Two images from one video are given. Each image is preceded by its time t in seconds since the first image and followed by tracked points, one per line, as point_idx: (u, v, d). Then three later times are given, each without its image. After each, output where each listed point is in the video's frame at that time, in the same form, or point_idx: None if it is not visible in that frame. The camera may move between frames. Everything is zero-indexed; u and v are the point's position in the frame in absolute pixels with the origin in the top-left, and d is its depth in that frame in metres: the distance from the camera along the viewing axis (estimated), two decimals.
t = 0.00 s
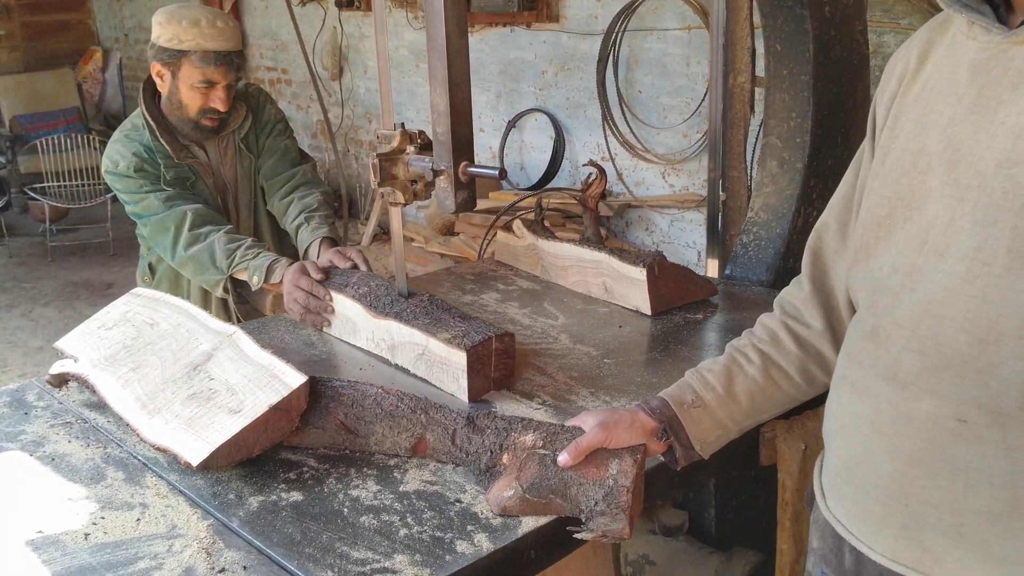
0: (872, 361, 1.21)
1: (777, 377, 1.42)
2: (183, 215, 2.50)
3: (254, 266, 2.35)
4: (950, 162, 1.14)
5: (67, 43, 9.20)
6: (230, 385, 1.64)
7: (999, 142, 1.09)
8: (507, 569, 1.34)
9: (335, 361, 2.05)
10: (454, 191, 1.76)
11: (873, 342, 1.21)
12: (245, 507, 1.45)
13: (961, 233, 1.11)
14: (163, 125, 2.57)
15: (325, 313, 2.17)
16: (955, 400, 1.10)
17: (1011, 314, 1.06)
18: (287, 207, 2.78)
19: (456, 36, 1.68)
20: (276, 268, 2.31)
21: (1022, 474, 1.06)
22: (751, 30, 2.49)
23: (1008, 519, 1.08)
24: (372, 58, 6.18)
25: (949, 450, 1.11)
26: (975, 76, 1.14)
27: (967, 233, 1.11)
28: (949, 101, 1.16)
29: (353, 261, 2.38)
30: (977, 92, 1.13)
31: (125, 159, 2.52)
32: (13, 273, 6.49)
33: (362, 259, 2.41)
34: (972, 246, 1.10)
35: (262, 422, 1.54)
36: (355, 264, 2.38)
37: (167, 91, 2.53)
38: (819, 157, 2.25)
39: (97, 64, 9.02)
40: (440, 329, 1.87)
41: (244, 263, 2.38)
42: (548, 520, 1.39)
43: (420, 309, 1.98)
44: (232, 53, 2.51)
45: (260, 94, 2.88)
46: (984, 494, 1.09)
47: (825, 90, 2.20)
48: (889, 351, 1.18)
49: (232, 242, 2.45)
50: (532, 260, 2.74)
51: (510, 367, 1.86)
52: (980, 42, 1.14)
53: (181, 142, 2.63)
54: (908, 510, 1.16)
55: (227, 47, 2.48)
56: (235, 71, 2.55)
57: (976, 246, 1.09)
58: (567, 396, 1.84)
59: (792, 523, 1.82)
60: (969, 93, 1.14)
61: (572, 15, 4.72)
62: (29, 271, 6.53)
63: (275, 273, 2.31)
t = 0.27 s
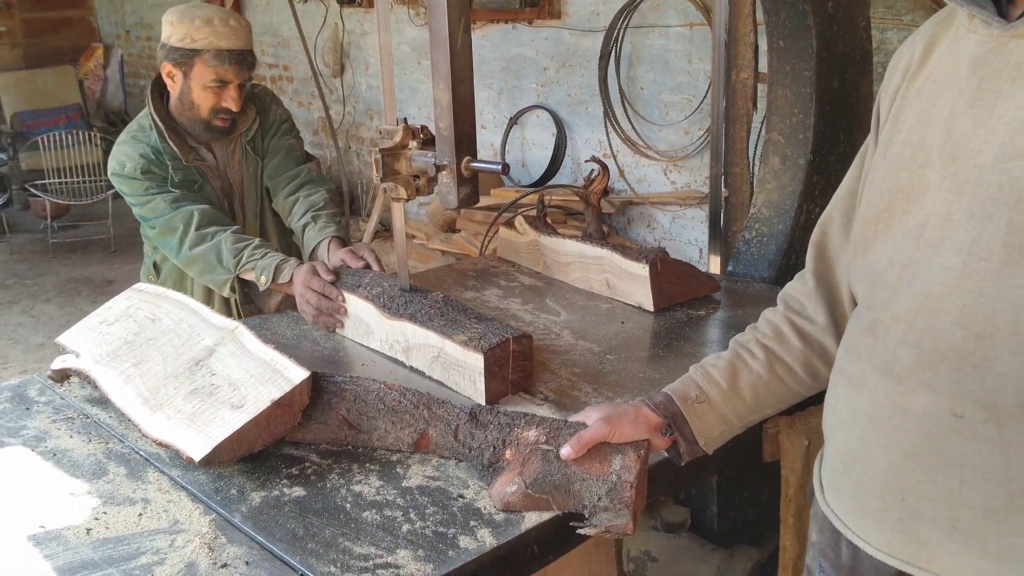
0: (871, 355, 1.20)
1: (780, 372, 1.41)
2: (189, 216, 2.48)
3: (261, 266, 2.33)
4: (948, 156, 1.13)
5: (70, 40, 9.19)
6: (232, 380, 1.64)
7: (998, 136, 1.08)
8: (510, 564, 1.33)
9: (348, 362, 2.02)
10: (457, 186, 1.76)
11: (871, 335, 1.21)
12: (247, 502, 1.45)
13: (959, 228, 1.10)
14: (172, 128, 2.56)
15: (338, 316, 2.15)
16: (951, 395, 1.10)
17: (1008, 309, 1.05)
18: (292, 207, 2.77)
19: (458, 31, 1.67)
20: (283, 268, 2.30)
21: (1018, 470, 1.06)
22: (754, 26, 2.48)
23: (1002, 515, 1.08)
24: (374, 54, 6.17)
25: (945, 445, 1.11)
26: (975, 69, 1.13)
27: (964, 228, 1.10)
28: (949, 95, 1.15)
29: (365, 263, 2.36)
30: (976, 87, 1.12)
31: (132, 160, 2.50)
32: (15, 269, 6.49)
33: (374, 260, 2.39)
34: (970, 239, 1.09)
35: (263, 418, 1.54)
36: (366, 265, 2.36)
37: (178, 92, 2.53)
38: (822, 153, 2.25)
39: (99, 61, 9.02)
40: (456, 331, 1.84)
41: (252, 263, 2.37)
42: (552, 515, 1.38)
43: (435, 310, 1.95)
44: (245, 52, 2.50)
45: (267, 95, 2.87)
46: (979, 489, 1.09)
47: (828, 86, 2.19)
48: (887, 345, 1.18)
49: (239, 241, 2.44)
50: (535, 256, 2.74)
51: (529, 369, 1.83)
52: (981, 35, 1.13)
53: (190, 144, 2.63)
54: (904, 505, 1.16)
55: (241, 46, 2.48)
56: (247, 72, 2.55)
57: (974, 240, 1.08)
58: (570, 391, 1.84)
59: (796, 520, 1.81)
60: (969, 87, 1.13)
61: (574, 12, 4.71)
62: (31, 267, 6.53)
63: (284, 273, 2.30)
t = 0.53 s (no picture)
0: (875, 346, 1.18)
1: (755, 325, 1.38)
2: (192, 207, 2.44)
3: (266, 257, 2.29)
4: (952, 141, 1.11)
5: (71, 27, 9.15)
6: (229, 367, 1.62)
7: (1001, 119, 1.06)
8: (509, 554, 1.32)
9: (357, 354, 1.99)
10: (457, 171, 1.74)
11: (874, 326, 1.19)
12: (244, 491, 1.43)
13: (963, 213, 1.08)
14: (178, 121, 2.53)
15: (347, 308, 2.13)
16: (959, 387, 1.08)
17: (1017, 297, 1.04)
18: (297, 195, 2.73)
19: (459, 15, 1.65)
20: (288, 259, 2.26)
21: None
22: (759, 11, 2.45)
23: (1012, 506, 1.07)
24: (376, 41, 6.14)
25: (953, 437, 1.09)
26: (975, 52, 1.11)
27: (968, 214, 1.08)
28: (948, 80, 1.13)
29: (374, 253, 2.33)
30: (979, 70, 1.10)
31: (135, 153, 2.47)
32: (17, 257, 6.48)
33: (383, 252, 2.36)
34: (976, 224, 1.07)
35: (261, 405, 1.52)
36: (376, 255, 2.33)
37: (186, 84, 2.50)
38: (827, 140, 2.22)
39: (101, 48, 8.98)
40: (467, 326, 1.82)
41: (256, 254, 2.32)
42: (552, 505, 1.37)
43: (446, 304, 1.93)
44: (255, 43, 2.48)
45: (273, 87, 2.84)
46: (988, 481, 1.08)
47: (834, 73, 2.16)
48: (891, 335, 1.16)
49: (243, 231, 2.39)
50: (537, 244, 2.71)
51: (542, 365, 1.80)
52: (981, 17, 1.11)
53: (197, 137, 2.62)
54: (911, 499, 1.14)
55: (250, 36, 2.46)
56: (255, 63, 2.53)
57: (981, 225, 1.06)
58: (571, 380, 1.82)
59: (798, 510, 1.80)
60: (972, 70, 1.11)
61: None
62: (34, 256, 6.51)
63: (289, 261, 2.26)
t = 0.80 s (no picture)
0: (885, 342, 1.15)
1: (629, 256, 1.46)
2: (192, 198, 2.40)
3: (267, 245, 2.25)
4: (961, 124, 1.06)
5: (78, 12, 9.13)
6: (225, 357, 1.60)
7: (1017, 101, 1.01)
8: (506, 548, 1.30)
9: (366, 348, 1.96)
10: (455, 158, 1.71)
11: (883, 322, 1.15)
12: (239, 483, 1.42)
13: (974, 201, 1.04)
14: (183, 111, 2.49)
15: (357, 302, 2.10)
16: (974, 381, 1.05)
17: None
18: (301, 186, 2.71)
19: None
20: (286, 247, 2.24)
21: None
22: None
23: None
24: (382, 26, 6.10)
25: (968, 433, 1.06)
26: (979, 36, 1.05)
27: (979, 201, 1.03)
28: (951, 66, 1.07)
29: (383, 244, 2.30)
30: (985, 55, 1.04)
31: (138, 143, 2.42)
32: (23, 243, 6.48)
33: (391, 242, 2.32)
34: (988, 210, 1.02)
35: (257, 396, 1.50)
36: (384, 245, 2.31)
37: (193, 75, 2.46)
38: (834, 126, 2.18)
39: (107, 34, 8.95)
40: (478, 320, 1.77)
41: (257, 243, 2.29)
42: (549, 498, 1.35)
43: (455, 296, 1.89)
44: (261, 33, 2.43)
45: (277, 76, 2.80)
46: (1006, 479, 1.04)
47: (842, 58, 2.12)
48: (901, 329, 1.12)
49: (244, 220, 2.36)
50: (540, 232, 2.69)
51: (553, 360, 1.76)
52: None
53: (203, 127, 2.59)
54: (926, 499, 1.11)
55: (255, 26, 2.40)
56: (262, 54, 2.48)
57: (995, 212, 1.02)
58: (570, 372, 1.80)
59: (801, 503, 1.78)
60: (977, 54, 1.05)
61: None
62: (40, 241, 6.52)
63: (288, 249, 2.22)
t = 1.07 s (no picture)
0: (869, 355, 1.12)
1: (636, 290, 1.46)
2: (179, 204, 2.41)
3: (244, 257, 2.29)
4: (938, 133, 1.05)
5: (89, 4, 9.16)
6: (213, 357, 1.61)
7: (992, 109, 1.01)
8: (487, 551, 1.30)
9: (360, 349, 1.98)
10: (446, 158, 1.70)
11: (865, 334, 1.13)
12: (223, 484, 1.42)
13: (955, 211, 1.03)
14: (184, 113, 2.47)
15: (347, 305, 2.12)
16: (962, 393, 1.03)
17: (1019, 296, 0.98)
18: (304, 187, 2.74)
19: None
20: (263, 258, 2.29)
21: None
22: None
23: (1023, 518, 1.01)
24: (390, 21, 6.09)
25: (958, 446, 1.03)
26: (956, 41, 1.05)
27: (959, 211, 1.03)
28: (928, 74, 1.07)
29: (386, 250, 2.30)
30: (963, 60, 1.04)
31: (138, 141, 2.42)
32: (33, 236, 6.51)
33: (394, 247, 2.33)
34: (968, 219, 1.02)
35: (243, 396, 1.51)
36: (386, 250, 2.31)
37: (196, 75, 2.45)
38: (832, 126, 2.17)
39: (118, 27, 8.97)
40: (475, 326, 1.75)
41: (233, 254, 2.32)
42: (531, 502, 1.35)
43: (455, 300, 1.88)
44: (262, 31, 2.42)
45: (284, 79, 2.78)
46: (999, 492, 1.02)
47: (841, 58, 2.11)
48: (885, 342, 1.10)
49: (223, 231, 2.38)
50: (537, 230, 2.68)
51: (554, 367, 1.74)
52: (959, 5, 1.05)
53: (204, 130, 2.58)
54: (916, 514, 1.08)
55: (256, 24, 2.40)
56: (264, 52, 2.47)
57: (976, 222, 1.01)
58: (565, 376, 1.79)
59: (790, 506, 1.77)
60: (954, 61, 1.05)
61: None
62: (49, 234, 6.55)
63: (266, 262, 2.28)
